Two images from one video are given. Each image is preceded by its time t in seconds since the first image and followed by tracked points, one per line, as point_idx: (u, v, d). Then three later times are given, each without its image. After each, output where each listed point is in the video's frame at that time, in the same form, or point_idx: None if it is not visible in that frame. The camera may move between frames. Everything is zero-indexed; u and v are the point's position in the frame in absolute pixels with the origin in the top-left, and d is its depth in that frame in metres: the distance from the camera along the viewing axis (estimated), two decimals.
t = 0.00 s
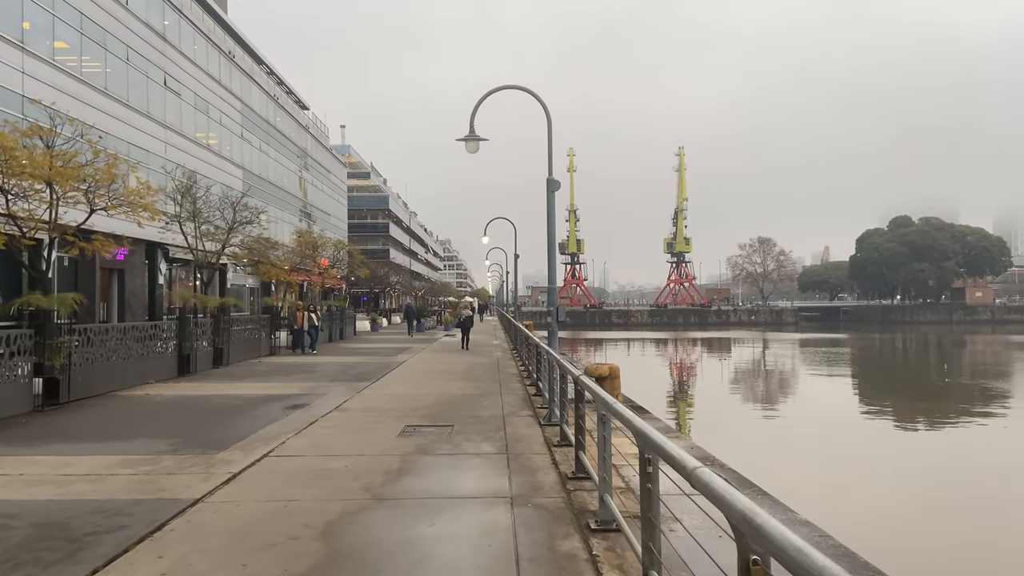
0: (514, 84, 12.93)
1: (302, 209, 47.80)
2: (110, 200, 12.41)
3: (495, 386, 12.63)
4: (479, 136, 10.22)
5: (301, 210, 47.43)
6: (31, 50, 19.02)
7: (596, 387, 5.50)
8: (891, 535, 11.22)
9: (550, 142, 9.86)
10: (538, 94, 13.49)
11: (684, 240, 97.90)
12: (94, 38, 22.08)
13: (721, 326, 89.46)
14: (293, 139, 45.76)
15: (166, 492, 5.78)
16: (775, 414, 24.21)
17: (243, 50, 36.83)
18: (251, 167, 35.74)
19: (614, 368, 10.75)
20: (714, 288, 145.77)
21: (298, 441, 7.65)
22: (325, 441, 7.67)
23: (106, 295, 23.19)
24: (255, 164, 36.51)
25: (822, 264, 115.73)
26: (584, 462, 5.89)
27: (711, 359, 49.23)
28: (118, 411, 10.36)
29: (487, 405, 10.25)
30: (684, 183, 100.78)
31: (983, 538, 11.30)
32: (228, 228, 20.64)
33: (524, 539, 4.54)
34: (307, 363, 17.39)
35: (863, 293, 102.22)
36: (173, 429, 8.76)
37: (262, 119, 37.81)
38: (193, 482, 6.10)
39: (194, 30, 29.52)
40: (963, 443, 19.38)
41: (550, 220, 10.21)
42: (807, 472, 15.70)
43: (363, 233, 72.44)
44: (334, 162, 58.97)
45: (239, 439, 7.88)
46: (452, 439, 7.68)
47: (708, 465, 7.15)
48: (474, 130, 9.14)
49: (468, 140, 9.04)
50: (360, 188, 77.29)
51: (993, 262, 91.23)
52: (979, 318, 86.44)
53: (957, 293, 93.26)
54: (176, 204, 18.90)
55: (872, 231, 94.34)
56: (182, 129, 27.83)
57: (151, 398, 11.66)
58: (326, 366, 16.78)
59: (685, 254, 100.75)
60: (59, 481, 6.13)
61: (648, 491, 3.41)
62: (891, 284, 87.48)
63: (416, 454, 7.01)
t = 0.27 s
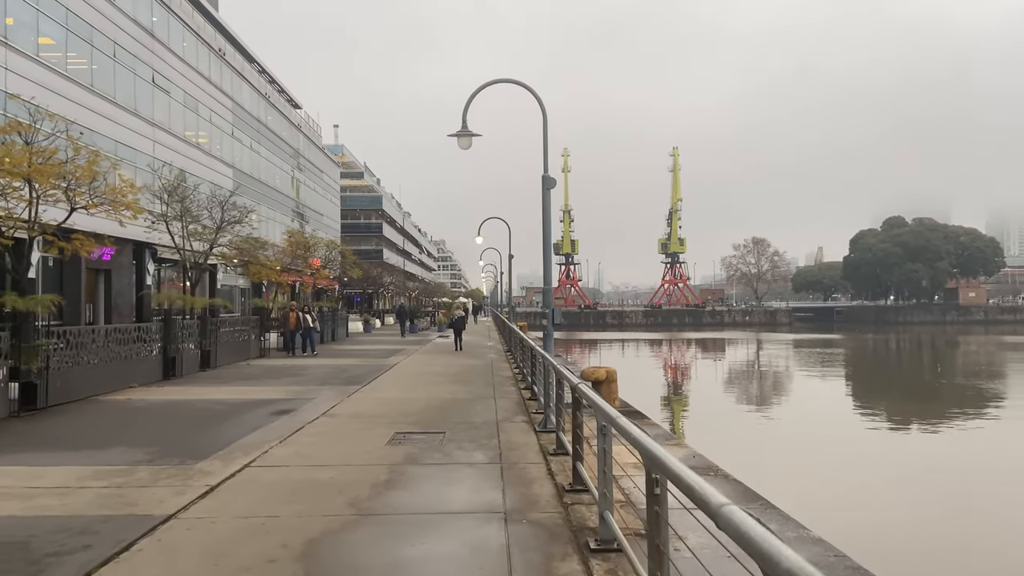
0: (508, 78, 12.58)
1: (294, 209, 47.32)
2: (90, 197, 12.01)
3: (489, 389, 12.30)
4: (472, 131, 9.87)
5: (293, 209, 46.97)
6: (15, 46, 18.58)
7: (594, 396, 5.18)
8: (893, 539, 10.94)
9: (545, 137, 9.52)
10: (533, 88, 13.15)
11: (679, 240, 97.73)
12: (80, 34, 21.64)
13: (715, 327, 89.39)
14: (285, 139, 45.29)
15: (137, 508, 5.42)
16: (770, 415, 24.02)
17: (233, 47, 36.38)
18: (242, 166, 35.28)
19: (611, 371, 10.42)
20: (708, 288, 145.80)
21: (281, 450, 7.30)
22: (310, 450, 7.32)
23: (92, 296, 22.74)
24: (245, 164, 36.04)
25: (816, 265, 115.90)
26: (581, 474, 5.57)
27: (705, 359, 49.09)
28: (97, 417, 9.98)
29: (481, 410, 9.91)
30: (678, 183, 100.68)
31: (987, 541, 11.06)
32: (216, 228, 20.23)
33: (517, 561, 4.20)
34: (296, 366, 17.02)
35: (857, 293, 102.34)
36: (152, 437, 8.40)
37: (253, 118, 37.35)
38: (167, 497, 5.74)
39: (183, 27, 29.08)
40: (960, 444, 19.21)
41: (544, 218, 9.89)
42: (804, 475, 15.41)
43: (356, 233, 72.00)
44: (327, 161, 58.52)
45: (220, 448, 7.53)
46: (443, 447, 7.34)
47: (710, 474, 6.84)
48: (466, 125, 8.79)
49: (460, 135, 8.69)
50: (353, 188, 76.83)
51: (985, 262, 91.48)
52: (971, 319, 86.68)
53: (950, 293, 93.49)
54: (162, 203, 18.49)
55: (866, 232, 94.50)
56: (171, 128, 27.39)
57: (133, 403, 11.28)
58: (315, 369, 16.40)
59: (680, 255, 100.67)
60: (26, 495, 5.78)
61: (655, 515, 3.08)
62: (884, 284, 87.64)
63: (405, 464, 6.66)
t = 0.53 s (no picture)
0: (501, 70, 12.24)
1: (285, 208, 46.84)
2: (70, 194, 11.63)
3: (482, 392, 12.00)
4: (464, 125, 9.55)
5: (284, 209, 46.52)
6: None
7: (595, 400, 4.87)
8: (888, 544, 10.76)
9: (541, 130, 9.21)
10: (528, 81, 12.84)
11: (672, 241, 97.59)
12: (65, 29, 21.19)
13: (707, 327, 89.38)
14: (276, 137, 44.81)
15: (106, 521, 5.08)
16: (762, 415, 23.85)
17: (222, 45, 35.94)
18: (231, 165, 34.85)
19: (608, 373, 10.13)
20: (701, 288, 145.79)
21: (264, 456, 6.96)
22: (294, 457, 6.98)
23: (77, 296, 22.28)
24: (235, 162, 35.60)
25: (808, 265, 116.18)
26: (580, 482, 5.27)
27: (698, 359, 48.99)
28: (74, 421, 9.61)
29: (474, 413, 9.60)
30: (671, 183, 100.63)
31: (986, 545, 10.87)
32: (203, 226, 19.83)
33: None
34: (285, 367, 16.66)
35: (848, 294, 102.65)
36: (130, 442, 8.04)
37: (242, 116, 36.89)
38: (139, 509, 5.38)
39: (171, 23, 28.64)
40: (955, 444, 19.08)
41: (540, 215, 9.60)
42: (798, 475, 15.20)
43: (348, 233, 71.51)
44: (318, 161, 58.05)
45: (200, 454, 7.18)
46: (434, 454, 7.03)
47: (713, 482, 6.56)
48: (458, 118, 8.48)
49: (452, 128, 8.36)
50: (345, 188, 76.33)
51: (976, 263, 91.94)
52: (962, 319, 87.06)
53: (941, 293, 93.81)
54: (148, 201, 18.08)
55: (857, 232, 94.79)
56: (158, 125, 26.96)
57: (114, 406, 10.90)
58: (304, 371, 16.03)
59: (672, 255, 100.63)
60: None
61: (666, 536, 2.78)
62: (876, 284, 87.90)
63: (394, 472, 6.33)
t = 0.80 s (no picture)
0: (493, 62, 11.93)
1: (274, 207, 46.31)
2: (47, 189, 11.24)
3: (473, 394, 11.70)
4: (455, 118, 9.24)
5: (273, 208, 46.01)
6: None
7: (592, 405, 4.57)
8: (880, 545, 10.63)
9: (534, 124, 8.92)
10: (521, 74, 12.52)
11: (663, 241, 97.57)
12: (47, 24, 20.72)
13: (699, 327, 89.40)
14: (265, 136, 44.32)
15: (70, 534, 4.76)
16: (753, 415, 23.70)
17: (210, 41, 35.46)
18: (219, 163, 34.38)
19: (601, 374, 9.85)
20: (692, 288, 145.98)
21: (243, 463, 6.64)
22: (275, 463, 6.66)
23: (60, 296, 21.83)
24: (223, 161, 35.14)
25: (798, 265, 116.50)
26: (575, 492, 5.01)
27: (689, 359, 48.87)
28: (49, 425, 9.24)
29: (464, 416, 9.31)
30: (663, 184, 100.61)
31: (981, 547, 10.72)
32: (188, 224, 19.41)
33: None
34: (271, 369, 16.30)
35: (839, 294, 102.99)
36: (105, 448, 7.70)
37: (230, 113, 36.43)
38: (107, 521, 5.07)
39: (158, 19, 28.17)
40: (948, 444, 18.96)
41: (533, 212, 9.31)
42: (790, 476, 15.05)
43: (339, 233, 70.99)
44: (308, 159, 57.55)
45: (177, 461, 6.85)
46: (422, 460, 6.73)
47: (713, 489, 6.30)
48: (448, 110, 8.17)
49: (442, 121, 8.05)
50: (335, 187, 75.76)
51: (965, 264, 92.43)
52: (951, 319, 87.49)
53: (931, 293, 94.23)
54: (131, 199, 17.67)
55: (848, 233, 95.10)
56: (144, 122, 26.50)
57: (92, 410, 10.54)
58: (291, 372, 15.67)
59: (664, 255, 100.63)
60: None
61: (675, 561, 2.52)
62: (866, 284, 88.18)
63: (380, 479, 6.03)
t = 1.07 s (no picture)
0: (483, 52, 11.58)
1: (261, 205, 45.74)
2: (18, 183, 10.81)
3: (461, 395, 11.36)
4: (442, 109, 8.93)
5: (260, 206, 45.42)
6: None
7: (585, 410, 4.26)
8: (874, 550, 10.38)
9: (524, 117, 8.62)
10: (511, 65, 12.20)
11: (653, 241, 97.51)
12: (27, 17, 20.16)
13: (688, 327, 89.47)
14: (252, 133, 43.77)
15: (24, 550, 4.41)
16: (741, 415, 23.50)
17: (195, 36, 34.89)
18: (204, 160, 33.86)
19: (594, 374, 9.55)
20: (681, 288, 146.21)
21: (218, 470, 6.29)
22: (252, 470, 6.31)
23: (39, 295, 21.31)
24: (208, 158, 34.59)
25: (787, 266, 116.90)
26: (567, 500, 4.71)
27: (679, 359, 48.73)
28: (18, 429, 8.84)
29: (452, 419, 8.98)
30: (653, 184, 100.62)
31: (976, 551, 10.53)
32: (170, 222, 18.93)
33: None
34: (254, 369, 15.90)
35: (827, 294, 103.42)
36: (73, 455, 7.32)
37: (216, 110, 35.87)
38: (65, 534, 4.71)
39: (141, 14, 27.63)
40: (937, 443, 18.85)
41: (523, 207, 9.02)
42: (780, 476, 14.84)
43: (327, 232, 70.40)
44: (296, 158, 56.97)
45: (148, 469, 6.50)
46: (406, 465, 6.40)
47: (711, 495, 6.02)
48: (435, 101, 7.86)
49: (429, 112, 7.74)
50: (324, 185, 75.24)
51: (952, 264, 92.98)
52: (938, 320, 88.05)
53: (918, 294, 94.82)
54: (111, 195, 17.22)
55: (836, 233, 95.47)
56: (126, 118, 25.96)
57: (65, 412, 10.13)
58: (275, 373, 15.28)
59: (654, 255, 100.62)
60: None
61: None
62: (855, 285, 88.56)
63: (361, 487, 5.71)
